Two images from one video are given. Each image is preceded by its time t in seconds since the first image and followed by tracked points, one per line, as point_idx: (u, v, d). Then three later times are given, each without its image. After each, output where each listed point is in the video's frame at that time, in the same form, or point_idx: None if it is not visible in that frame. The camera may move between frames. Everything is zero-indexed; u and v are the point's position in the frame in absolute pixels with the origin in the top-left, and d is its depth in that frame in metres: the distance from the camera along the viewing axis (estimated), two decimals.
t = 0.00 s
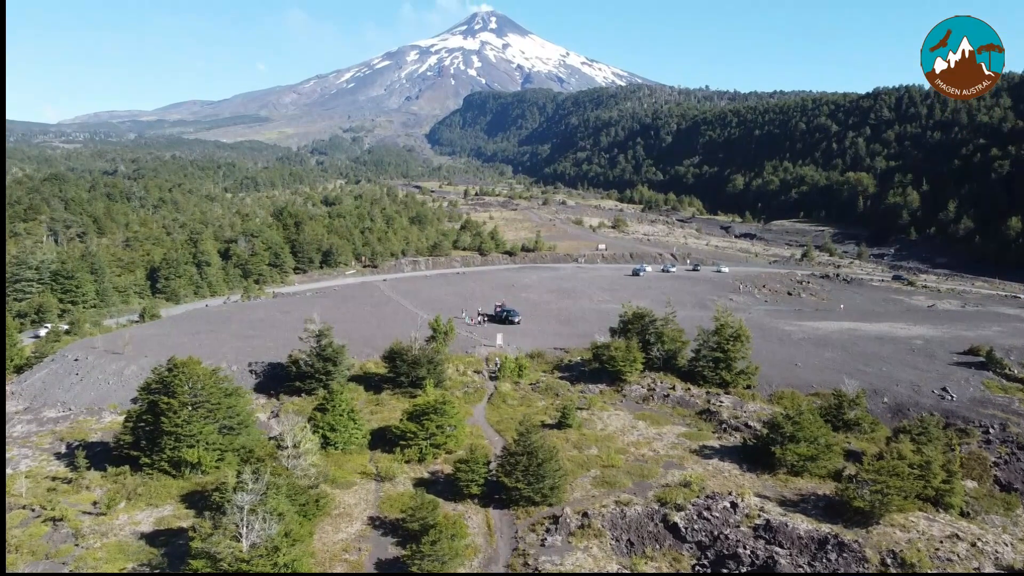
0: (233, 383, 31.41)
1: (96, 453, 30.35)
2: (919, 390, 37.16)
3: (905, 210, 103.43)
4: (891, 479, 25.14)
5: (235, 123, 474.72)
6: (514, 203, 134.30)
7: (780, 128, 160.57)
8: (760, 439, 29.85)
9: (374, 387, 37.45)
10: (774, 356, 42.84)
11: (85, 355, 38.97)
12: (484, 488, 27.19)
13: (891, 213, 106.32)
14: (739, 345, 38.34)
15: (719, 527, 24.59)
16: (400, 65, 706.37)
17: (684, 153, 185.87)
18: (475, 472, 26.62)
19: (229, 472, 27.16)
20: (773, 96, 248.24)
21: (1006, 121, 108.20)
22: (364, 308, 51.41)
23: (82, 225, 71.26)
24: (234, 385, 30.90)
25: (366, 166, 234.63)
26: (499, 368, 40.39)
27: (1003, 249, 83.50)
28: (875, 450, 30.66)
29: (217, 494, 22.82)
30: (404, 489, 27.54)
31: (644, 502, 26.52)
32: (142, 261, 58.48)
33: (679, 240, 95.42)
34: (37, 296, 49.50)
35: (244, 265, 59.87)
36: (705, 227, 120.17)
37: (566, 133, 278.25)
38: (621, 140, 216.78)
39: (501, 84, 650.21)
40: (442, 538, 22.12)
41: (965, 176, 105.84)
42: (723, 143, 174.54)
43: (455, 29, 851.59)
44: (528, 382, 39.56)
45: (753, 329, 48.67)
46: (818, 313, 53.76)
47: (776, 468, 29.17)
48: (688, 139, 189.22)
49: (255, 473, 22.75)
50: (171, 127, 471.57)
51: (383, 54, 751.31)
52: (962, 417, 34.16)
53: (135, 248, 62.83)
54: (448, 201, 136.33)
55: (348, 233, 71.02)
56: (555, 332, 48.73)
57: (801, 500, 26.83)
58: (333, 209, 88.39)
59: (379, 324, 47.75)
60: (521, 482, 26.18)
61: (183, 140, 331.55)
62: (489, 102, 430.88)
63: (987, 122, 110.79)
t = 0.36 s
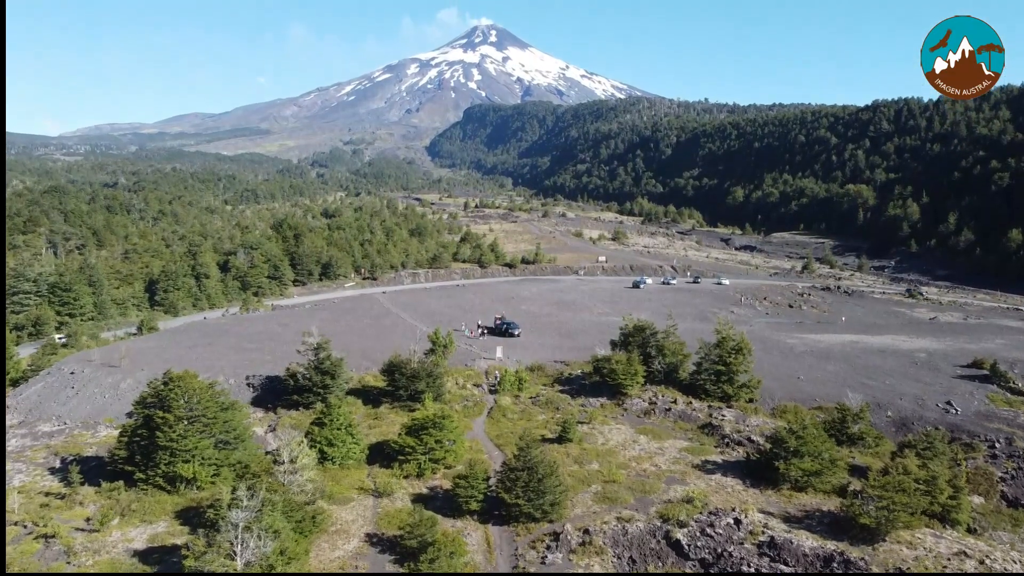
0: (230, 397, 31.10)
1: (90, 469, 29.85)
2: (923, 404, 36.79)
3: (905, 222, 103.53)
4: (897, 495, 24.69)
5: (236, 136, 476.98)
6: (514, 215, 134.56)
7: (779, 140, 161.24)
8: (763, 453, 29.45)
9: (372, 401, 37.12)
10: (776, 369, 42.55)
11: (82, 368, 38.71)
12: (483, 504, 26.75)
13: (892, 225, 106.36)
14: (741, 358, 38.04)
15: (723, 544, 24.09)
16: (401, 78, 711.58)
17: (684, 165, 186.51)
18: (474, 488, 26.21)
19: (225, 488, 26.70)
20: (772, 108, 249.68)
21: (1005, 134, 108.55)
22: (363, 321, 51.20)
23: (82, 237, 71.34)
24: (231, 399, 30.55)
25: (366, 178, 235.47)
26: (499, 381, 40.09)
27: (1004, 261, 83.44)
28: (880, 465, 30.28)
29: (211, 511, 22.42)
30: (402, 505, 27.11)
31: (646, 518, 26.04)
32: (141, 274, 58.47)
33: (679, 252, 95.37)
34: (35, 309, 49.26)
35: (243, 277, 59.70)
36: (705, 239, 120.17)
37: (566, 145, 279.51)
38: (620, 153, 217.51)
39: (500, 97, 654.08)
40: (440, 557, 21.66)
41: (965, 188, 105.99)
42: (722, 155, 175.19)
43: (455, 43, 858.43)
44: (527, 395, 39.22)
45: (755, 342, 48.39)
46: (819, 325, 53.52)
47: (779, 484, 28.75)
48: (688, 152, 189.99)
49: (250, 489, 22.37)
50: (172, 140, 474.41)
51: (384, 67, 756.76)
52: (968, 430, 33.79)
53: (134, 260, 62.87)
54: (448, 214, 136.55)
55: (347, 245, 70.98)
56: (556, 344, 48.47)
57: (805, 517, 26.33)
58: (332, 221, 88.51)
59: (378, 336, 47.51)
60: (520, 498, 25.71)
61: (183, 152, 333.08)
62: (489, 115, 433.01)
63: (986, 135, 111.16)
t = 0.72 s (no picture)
0: (227, 406, 30.77)
1: (84, 479, 29.42)
2: (927, 413, 36.43)
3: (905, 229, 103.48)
4: (903, 507, 24.27)
5: (237, 144, 477.49)
6: (515, 223, 134.50)
7: (778, 148, 161.48)
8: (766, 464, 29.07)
9: (371, 410, 36.77)
10: (778, 378, 42.22)
11: (78, 377, 38.40)
12: (482, 515, 26.34)
13: (892, 232, 106.28)
14: (743, 367, 37.73)
15: (726, 557, 23.66)
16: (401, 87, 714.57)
17: (683, 173, 186.68)
18: (473, 499, 25.82)
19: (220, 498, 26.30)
20: (771, 116, 250.31)
21: (1005, 141, 108.63)
22: (362, 329, 50.88)
23: (81, 245, 71.23)
24: (228, 408, 30.26)
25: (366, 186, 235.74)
26: (498, 390, 39.74)
27: (1005, 269, 83.22)
28: (885, 476, 29.87)
29: (206, 523, 22.07)
30: (401, 516, 26.70)
31: (648, 530, 25.61)
32: (139, 281, 58.41)
33: (680, 260, 95.13)
34: (32, 317, 48.95)
35: (242, 285, 59.41)
36: (706, 247, 119.98)
37: (565, 153, 280.12)
38: (620, 161, 217.85)
39: (500, 105, 656.23)
40: (438, 569, 21.24)
41: (965, 196, 105.97)
42: (722, 163, 175.37)
43: (455, 52, 862.31)
44: (527, 404, 38.87)
45: (756, 350, 48.07)
46: (821, 333, 53.24)
47: (783, 495, 28.35)
48: (687, 160, 190.29)
49: (245, 501, 22.02)
50: (173, 147, 475.84)
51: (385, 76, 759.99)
52: (973, 440, 33.43)
53: (133, 267, 62.85)
54: (448, 221, 136.46)
55: (346, 252, 70.76)
56: (556, 352, 48.14)
57: (809, 528, 25.90)
58: (332, 228, 88.35)
59: (377, 344, 47.19)
60: (520, 509, 25.31)
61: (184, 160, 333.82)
62: (489, 123, 434.30)
63: (986, 142, 111.29)
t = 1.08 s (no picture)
0: (223, 409, 30.45)
1: (80, 483, 29.05)
2: (931, 415, 36.11)
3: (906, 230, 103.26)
4: (908, 511, 23.92)
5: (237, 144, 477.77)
6: (514, 224, 134.36)
7: (778, 149, 161.26)
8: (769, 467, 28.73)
9: (370, 411, 36.47)
10: (780, 379, 41.93)
11: (75, 378, 38.03)
12: (481, 519, 26.01)
13: (893, 233, 106.03)
14: (745, 368, 37.40)
15: (729, 561, 23.32)
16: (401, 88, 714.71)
17: (683, 173, 186.49)
18: (473, 503, 25.48)
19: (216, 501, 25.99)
20: (771, 117, 250.29)
21: (1006, 142, 108.33)
22: (361, 330, 50.56)
23: (80, 245, 70.99)
24: (224, 411, 29.91)
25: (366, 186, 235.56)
26: (498, 392, 39.43)
27: (1007, 269, 82.90)
28: (889, 478, 29.52)
29: (201, 527, 21.77)
30: (399, 520, 26.37)
31: (650, 534, 25.25)
32: (138, 282, 58.06)
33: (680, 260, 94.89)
34: (30, 317, 48.64)
35: (241, 285, 59.09)
36: (706, 248, 119.73)
37: (565, 154, 280.02)
38: (620, 161, 217.59)
39: (500, 106, 656.22)
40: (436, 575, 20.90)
41: (966, 196, 105.71)
42: (722, 163, 175.15)
43: (455, 53, 862.32)
44: (527, 406, 38.57)
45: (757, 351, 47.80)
46: (823, 334, 52.97)
47: (786, 498, 28.01)
48: (687, 160, 190.16)
49: (241, 505, 21.72)
50: (173, 148, 476.13)
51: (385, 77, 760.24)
52: (977, 442, 33.12)
53: (132, 267, 62.54)
54: (448, 222, 136.27)
55: (346, 253, 70.47)
56: (556, 354, 47.84)
57: (813, 533, 25.55)
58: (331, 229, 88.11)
59: (376, 345, 46.89)
60: (520, 513, 24.96)
61: (184, 161, 333.86)
62: (489, 123, 434.30)
63: (987, 143, 111.05)
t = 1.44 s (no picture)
0: (219, 410, 30.13)
1: (75, 485, 28.71)
2: (934, 416, 35.80)
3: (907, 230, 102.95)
4: (913, 514, 23.61)
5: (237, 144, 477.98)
6: (514, 224, 134.14)
7: (778, 149, 160.96)
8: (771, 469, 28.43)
9: (368, 412, 36.18)
10: (782, 380, 41.63)
11: (71, 379, 37.72)
12: (481, 523, 25.68)
13: (893, 233, 105.71)
14: (746, 369, 37.09)
15: (731, 565, 23.01)
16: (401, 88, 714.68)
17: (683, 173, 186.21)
18: (472, 506, 25.17)
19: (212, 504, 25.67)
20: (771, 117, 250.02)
21: (1007, 141, 107.96)
22: (360, 330, 50.26)
23: (79, 246, 70.74)
24: (221, 413, 29.63)
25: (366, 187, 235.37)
26: (498, 393, 39.15)
27: (1008, 269, 82.54)
28: (893, 481, 29.19)
29: (196, 531, 21.49)
30: (397, 523, 26.07)
31: (651, 538, 24.93)
32: (136, 282, 57.75)
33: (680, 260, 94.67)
34: (27, 318, 48.40)
35: (240, 285, 58.84)
36: (706, 248, 119.46)
37: (566, 154, 279.78)
38: (620, 161, 217.30)
39: (500, 106, 655.65)
40: None
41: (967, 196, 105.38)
42: (722, 164, 174.88)
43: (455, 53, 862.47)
44: (527, 407, 38.29)
45: (758, 352, 47.53)
46: (824, 335, 52.63)
47: (789, 501, 27.69)
48: (688, 160, 189.91)
49: (236, 509, 21.44)
50: (173, 148, 476.46)
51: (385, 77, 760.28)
52: (981, 444, 32.80)
53: (131, 267, 62.26)
54: (448, 222, 135.99)
55: (345, 253, 70.20)
56: (556, 354, 47.55)
57: (817, 536, 25.23)
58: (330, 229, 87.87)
59: (374, 346, 46.61)
60: (520, 516, 24.62)
61: (184, 161, 333.95)
62: (489, 123, 433.98)
63: (988, 142, 110.70)
